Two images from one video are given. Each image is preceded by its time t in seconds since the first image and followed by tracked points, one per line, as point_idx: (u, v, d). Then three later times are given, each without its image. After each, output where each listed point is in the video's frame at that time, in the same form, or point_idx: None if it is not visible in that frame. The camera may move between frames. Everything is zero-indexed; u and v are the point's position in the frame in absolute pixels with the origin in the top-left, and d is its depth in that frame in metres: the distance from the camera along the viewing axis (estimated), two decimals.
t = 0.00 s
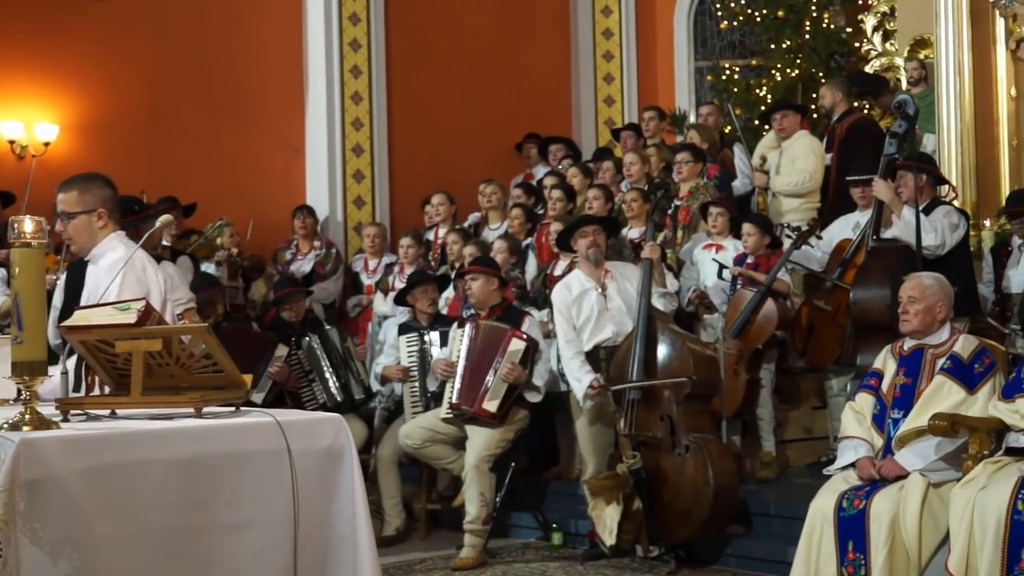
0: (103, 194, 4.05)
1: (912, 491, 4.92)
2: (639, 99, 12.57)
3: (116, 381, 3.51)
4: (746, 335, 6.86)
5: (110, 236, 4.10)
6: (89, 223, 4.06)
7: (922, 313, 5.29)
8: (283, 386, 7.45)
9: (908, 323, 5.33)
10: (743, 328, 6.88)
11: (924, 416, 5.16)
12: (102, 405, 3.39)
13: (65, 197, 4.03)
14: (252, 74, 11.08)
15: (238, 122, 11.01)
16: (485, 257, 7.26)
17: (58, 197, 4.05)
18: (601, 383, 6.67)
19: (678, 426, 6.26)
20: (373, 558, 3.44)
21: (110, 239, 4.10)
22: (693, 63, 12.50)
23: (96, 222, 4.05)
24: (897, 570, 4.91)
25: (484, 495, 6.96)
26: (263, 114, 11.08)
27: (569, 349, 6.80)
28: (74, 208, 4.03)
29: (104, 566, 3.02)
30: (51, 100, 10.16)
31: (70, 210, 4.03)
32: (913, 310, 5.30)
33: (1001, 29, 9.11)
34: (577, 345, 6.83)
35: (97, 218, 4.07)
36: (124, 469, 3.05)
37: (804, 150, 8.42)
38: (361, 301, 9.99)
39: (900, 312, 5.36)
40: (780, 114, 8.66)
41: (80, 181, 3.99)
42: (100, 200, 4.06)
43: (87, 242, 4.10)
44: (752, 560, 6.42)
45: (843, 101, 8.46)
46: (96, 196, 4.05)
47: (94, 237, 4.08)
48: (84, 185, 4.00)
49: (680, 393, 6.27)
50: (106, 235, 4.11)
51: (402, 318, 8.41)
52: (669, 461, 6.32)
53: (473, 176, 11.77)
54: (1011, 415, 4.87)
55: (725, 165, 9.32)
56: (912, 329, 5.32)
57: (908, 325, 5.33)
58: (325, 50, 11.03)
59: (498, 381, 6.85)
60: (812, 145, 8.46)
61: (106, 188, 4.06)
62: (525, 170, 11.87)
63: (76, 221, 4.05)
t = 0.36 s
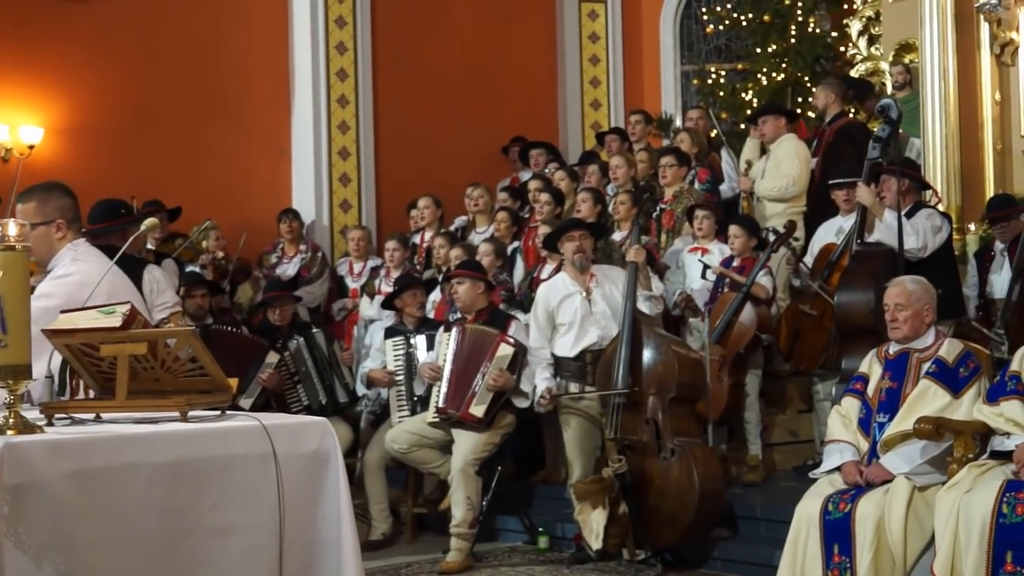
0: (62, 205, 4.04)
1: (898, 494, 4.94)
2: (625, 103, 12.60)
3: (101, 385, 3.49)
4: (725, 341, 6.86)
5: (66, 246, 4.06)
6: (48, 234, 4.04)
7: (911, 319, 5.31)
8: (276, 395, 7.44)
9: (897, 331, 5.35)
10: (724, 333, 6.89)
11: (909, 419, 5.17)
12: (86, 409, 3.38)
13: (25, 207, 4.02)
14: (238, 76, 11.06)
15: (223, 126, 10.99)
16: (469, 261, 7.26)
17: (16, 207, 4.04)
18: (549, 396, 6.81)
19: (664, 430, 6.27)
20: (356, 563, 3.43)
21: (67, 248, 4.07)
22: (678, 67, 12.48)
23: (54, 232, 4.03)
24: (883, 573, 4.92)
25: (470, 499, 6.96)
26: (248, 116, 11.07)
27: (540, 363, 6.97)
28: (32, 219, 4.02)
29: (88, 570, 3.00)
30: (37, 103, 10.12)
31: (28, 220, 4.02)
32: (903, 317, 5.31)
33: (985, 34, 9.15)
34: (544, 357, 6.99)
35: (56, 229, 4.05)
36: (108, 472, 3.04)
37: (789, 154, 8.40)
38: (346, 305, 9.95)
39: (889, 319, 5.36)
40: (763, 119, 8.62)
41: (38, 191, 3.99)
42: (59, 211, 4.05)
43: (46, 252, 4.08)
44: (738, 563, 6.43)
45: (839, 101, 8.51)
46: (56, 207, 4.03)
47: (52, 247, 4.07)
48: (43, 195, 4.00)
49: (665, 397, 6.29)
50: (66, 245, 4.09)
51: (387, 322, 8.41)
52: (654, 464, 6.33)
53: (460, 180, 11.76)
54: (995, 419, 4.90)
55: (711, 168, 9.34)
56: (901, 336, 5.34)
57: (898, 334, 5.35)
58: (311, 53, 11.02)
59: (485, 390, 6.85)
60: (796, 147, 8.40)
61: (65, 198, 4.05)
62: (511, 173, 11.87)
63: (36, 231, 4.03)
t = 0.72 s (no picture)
0: (51, 207, 4.00)
1: (893, 495, 4.95)
2: (620, 104, 12.62)
3: (97, 386, 3.49)
4: (722, 341, 6.88)
5: (57, 247, 4.04)
6: (39, 237, 4.00)
7: (906, 323, 5.31)
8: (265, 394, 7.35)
9: (896, 336, 5.34)
10: (719, 336, 6.90)
11: (905, 420, 5.17)
12: (82, 409, 3.38)
13: (14, 210, 3.98)
14: (234, 77, 11.06)
15: (218, 126, 10.98)
16: (467, 261, 7.25)
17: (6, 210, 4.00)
18: (577, 380, 6.66)
19: (660, 431, 6.28)
20: (351, 564, 3.43)
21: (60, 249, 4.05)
22: (674, 68, 12.44)
23: (45, 234, 3.99)
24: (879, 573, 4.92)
25: (466, 499, 6.97)
26: (244, 117, 11.06)
27: (548, 352, 6.82)
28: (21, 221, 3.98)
29: (83, 571, 3.00)
30: (32, 104, 10.10)
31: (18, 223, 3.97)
32: (897, 322, 5.30)
33: (980, 34, 9.18)
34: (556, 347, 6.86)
35: (46, 232, 4.01)
36: (104, 473, 3.03)
37: (785, 155, 8.39)
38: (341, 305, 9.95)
39: (884, 325, 5.35)
40: (760, 120, 8.60)
41: (27, 194, 3.95)
42: (48, 213, 4.01)
43: (39, 254, 4.05)
44: (734, 563, 6.43)
45: (839, 100, 8.49)
46: (44, 210, 4.00)
47: (44, 249, 4.03)
48: (31, 198, 3.96)
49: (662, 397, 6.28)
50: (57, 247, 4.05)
51: (383, 323, 8.42)
52: (649, 464, 6.34)
53: (456, 180, 11.77)
54: (992, 419, 4.92)
55: (705, 169, 9.35)
56: (897, 340, 5.34)
57: (896, 338, 5.35)
58: (307, 54, 11.02)
59: (483, 387, 6.85)
60: (793, 148, 8.41)
61: (55, 199, 4.01)
62: (507, 173, 11.89)
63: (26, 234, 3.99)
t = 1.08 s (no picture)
0: (88, 197, 4.01)
1: (894, 494, 4.94)
2: (620, 103, 12.61)
3: (97, 385, 3.49)
4: (724, 340, 6.86)
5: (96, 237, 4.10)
6: (77, 227, 4.04)
7: (906, 324, 5.30)
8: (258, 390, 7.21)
9: (895, 337, 5.35)
10: (722, 333, 6.88)
11: (905, 419, 5.17)
12: (82, 408, 3.39)
13: (49, 201, 3.99)
14: (234, 77, 11.06)
15: (218, 125, 10.98)
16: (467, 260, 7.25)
17: (42, 203, 4.02)
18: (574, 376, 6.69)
19: (660, 430, 6.29)
20: (352, 563, 3.44)
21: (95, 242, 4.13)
22: (675, 67, 12.41)
23: (85, 224, 4.03)
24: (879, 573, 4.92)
25: (466, 498, 6.96)
26: (244, 116, 11.06)
27: (549, 349, 6.85)
28: (60, 212, 4.00)
29: (83, 570, 2.99)
30: (31, 104, 10.10)
31: (56, 214, 3.99)
32: (897, 324, 5.30)
33: (980, 34, 9.17)
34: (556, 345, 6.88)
35: (84, 222, 4.05)
36: (104, 472, 3.03)
37: (786, 154, 8.37)
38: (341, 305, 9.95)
39: (884, 328, 5.35)
40: (761, 118, 8.56)
41: (65, 183, 3.96)
42: (86, 203, 4.02)
43: (74, 245, 4.09)
44: (734, 562, 6.43)
45: (841, 99, 8.46)
46: (82, 199, 4.01)
47: (81, 239, 4.07)
48: (69, 187, 3.97)
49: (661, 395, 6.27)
50: (94, 239, 4.12)
51: (383, 322, 8.42)
52: (649, 463, 6.34)
53: (456, 179, 11.77)
54: (992, 419, 4.91)
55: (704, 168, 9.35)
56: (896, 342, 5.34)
57: (896, 339, 5.35)
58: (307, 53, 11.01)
59: (480, 385, 6.84)
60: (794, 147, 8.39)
61: (89, 190, 4.03)
62: (506, 173, 11.89)
63: (65, 225, 4.02)
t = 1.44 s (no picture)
0: (129, 192, 4.05)
1: (893, 495, 4.94)
2: (620, 104, 12.61)
3: (98, 385, 3.49)
4: (724, 340, 6.84)
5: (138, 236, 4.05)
6: (120, 222, 4.05)
7: (904, 323, 5.31)
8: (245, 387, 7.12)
9: (893, 336, 5.35)
10: (723, 333, 6.87)
11: (905, 419, 5.17)
12: (82, 408, 3.39)
13: (92, 197, 4.02)
14: (235, 76, 11.06)
15: (219, 125, 10.98)
16: (467, 261, 7.25)
17: (83, 200, 4.05)
18: (550, 396, 6.79)
19: (659, 431, 6.30)
20: (353, 564, 3.44)
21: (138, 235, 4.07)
22: (675, 68, 12.46)
23: (128, 218, 4.04)
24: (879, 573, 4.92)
25: (466, 499, 6.96)
26: (245, 117, 11.06)
27: (536, 360, 6.96)
28: (102, 208, 4.02)
29: (83, 571, 2.99)
30: (32, 104, 10.10)
31: (98, 209, 4.02)
32: (895, 322, 5.31)
33: (980, 34, 9.17)
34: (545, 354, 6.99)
35: (127, 217, 4.06)
36: (104, 472, 3.03)
37: (786, 155, 8.37)
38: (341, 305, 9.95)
39: (883, 325, 5.36)
40: (763, 117, 8.58)
41: (104, 178, 4.01)
42: (127, 198, 4.05)
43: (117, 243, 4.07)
44: (733, 563, 6.43)
45: (836, 100, 8.52)
46: (123, 194, 4.04)
47: (124, 235, 4.06)
48: (109, 181, 4.02)
49: (661, 396, 6.29)
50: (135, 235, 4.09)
51: (383, 322, 8.42)
52: (650, 464, 6.35)
53: (457, 179, 11.77)
54: (992, 419, 4.91)
55: (704, 168, 9.36)
56: (895, 339, 5.34)
57: (895, 338, 5.35)
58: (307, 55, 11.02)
59: (476, 386, 6.85)
60: (795, 149, 8.39)
61: (130, 186, 4.07)
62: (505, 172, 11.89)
63: (107, 221, 4.03)
